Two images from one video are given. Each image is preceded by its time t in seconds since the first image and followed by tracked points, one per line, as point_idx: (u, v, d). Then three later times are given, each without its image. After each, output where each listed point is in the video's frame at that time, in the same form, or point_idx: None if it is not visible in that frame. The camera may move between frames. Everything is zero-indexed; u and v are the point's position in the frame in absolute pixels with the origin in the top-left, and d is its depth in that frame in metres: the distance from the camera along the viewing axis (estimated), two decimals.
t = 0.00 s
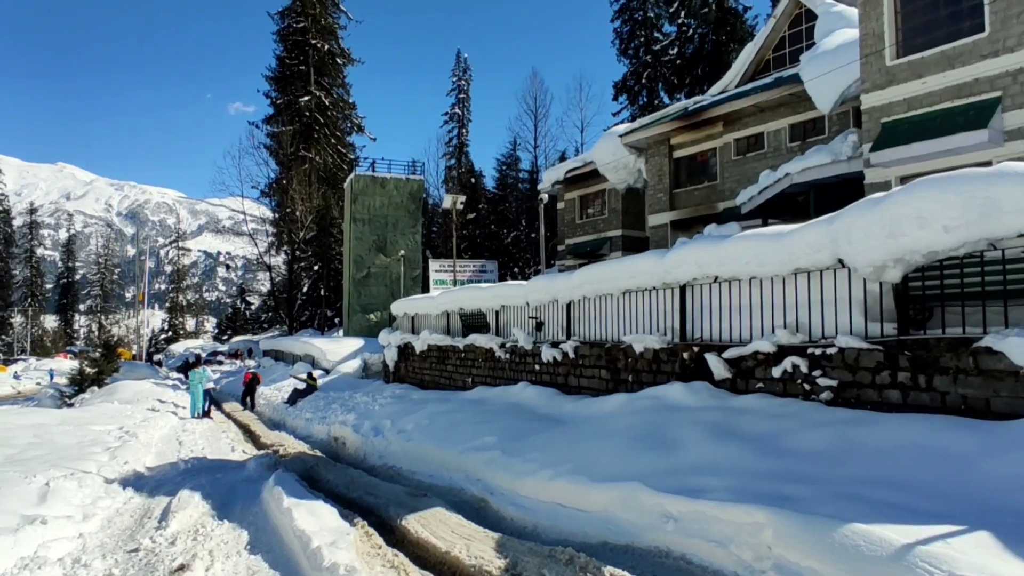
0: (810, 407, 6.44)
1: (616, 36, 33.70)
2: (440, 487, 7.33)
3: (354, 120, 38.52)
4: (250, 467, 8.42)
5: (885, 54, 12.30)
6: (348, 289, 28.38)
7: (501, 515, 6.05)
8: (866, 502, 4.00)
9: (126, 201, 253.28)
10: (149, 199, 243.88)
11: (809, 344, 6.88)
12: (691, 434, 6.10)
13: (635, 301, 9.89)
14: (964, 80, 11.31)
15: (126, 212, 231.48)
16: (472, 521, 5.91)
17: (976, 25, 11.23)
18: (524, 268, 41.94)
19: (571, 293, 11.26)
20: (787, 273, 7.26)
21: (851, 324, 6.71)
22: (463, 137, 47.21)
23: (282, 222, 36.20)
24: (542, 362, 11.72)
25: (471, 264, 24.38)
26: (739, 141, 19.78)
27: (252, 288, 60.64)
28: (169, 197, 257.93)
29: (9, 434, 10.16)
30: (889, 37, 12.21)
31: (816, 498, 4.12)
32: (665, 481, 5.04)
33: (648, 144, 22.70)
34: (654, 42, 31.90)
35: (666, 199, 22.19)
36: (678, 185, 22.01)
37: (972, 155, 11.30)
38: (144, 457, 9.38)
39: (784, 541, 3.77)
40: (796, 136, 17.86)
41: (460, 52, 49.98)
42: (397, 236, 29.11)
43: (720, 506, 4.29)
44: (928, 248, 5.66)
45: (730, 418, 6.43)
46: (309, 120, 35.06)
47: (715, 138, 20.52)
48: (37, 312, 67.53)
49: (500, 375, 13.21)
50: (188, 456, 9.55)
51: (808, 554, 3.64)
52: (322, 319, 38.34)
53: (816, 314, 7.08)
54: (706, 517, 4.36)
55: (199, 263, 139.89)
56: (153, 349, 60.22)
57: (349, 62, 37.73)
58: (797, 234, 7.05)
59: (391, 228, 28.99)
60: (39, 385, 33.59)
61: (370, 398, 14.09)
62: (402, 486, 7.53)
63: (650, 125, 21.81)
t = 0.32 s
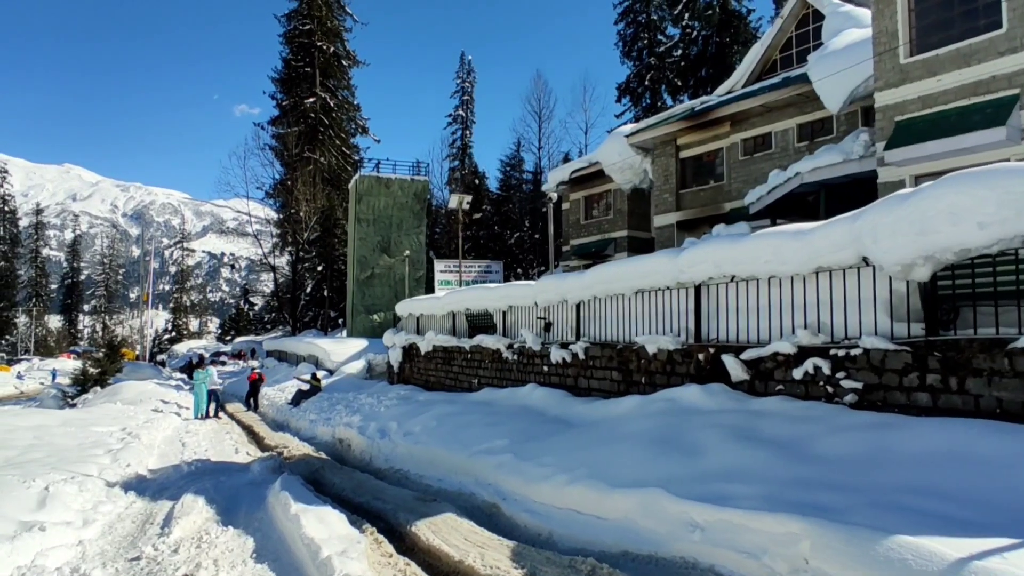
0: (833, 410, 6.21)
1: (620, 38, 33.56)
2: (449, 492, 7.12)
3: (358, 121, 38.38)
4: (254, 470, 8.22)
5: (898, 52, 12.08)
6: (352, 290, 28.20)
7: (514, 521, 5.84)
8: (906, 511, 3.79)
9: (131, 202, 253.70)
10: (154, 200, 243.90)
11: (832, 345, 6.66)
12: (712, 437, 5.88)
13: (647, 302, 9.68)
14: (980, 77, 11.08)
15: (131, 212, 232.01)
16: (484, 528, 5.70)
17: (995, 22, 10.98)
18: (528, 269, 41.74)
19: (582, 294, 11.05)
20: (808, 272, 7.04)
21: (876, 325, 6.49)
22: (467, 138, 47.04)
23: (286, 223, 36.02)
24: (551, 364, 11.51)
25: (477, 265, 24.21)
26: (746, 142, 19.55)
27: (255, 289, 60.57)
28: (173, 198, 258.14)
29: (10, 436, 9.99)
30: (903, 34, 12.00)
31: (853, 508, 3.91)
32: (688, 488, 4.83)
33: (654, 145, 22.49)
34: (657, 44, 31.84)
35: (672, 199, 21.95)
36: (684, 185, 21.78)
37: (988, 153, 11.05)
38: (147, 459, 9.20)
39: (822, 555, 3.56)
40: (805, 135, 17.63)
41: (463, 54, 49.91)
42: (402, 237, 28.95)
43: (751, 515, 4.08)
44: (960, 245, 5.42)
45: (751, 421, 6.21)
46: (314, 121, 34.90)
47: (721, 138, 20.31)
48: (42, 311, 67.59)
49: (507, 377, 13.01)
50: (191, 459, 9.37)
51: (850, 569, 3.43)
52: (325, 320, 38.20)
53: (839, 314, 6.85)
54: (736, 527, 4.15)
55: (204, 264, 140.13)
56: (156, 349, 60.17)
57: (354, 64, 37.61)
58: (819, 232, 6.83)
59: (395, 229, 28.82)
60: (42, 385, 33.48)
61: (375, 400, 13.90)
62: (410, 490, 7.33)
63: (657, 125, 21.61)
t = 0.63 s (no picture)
0: (859, 413, 5.98)
1: (621, 41, 33.39)
2: (457, 497, 6.90)
3: (360, 123, 38.21)
4: (257, 473, 8.01)
5: (912, 49, 11.84)
6: (354, 290, 27.98)
7: (527, 527, 5.61)
8: (951, 522, 3.57)
9: (133, 202, 253.76)
10: (156, 201, 244.13)
11: (856, 346, 6.43)
12: (733, 441, 5.66)
13: (659, 301, 9.44)
14: (997, 73, 10.83)
15: (134, 213, 232.36)
16: (497, 534, 5.49)
17: (1011, 18, 10.73)
18: (529, 270, 41.57)
19: (590, 293, 10.83)
20: (829, 270, 6.81)
21: (901, 325, 6.26)
22: (469, 140, 46.89)
23: (287, 223, 35.73)
24: (558, 364, 11.29)
25: (481, 265, 24.00)
26: (751, 141, 19.34)
27: (257, 289, 60.41)
28: (175, 198, 258.18)
29: (9, 437, 9.78)
30: (916, 31, 11.75)
31: (892, 518, 3.69)
32: (713, 495, 4.61)
33: (658, 145, 22.28)
34: (658, 46, 31.64)
35: (676, 200, 21.71)
36: (689, 185, 21.55)
37: (1002, 152, 10.82)
38: (147, 462, 8.99)
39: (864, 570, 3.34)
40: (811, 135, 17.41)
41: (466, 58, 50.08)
42: (404, 237, 28.77)
43: (783, 525, 3.87)
44: (993, 243, 5.19)
45: (772, 424, 5.99)
46: (317, 123, 34.75)
47: (726, 138, 20.11)
48: (44, 311, 67.40)
49: (513, 377, 12.80)
50: (193, 461, 9.15)
51: None
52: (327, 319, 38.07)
53: (862, 314, 6.63)
54: (768, 538, 3.93)
55: (205, 265, 140.18)
56: (158, 349, 60.02)
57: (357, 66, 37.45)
58: (842, 229, 6.59)
59: (398, 229, 28.66)
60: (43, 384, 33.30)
61: (379, 400, 13.70)
62: (419, 494, 7.11)
63: (660, 126, 21.41)
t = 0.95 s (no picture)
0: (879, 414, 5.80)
1: (619, 44, 33.28)
2: (463, 500, 6.72)
3: (360, 124, 38.05)
4: (258, 474, 7.83)
5: (919, 46, 11.66)
6: (355, 290, 27.81)
7: (537, 531, 5.43)
8: (989, 529, 3.40)
9: (134, 203, 253.47)
10: (156, 202, 244.25)
11: (875, 345, 6.25)
12: (750, 442, 5.48)
13: (667, 300, 9.26)
14: (1007, 70, 10.64)
15: (134, 214, 232.61)
16: (507, 539, 5.31)
17: (1020, 15, 10.57)
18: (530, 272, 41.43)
19: (597, 293, 10.64)
20: (846, 268, 6.63)
21: (922, 323, 6.08)
22: (468, 142, 46.72)
23: (287, 225, 35.47)
24: (564, 365, 11.11)
25: (483, 265, 23.82)
26: (753, 142, 19.18)
27: (257, 290, 60.24)
28: (176, 199, 258.13)
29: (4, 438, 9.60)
30: (924, 28, 11.57)
31: (929, 526, 3.51)
32: (733, 499, 4.44)
33: (659, 146, 22.12)
34: (656, 49, 31.69)
35: (678, 201, 21.52)
36: (691, 186, 21.38)
37: (1012, 151, 10.64)
38: (145, 463, 8.81)
39: None
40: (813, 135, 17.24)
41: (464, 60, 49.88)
42: (405, 238, 28.63)
43: (813, 533, 3.69)
44: (1019, 239, 5.01)
45: (790, 425, 5.81)
46: (317, 124, 34.63)
47: (728, 139, 19.95)
48: (45, 312, 67.25)
49: (517, 378, 12.63)
50: (192, 462, 8.97)
51: None
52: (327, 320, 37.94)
53: (881, 312, 6.45)
54: (796, 546, 3.76)
55: (206, 266, 140.16)
56: (159, 349, 59.86)
57: (356, 67, 37.30)
58: (860, 225, 6.41)
59: (399, 230, 28.51)
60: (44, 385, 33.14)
61: (381, 401, 13.54)
62: (424, 497, 6.94)
63: (662, 126, 21.25)
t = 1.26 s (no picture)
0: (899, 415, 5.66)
1: (615, 49, 33.16)
2: (472, 503, 6.58)
3: (359, 125, 37.89)
4: (261, 476, 7.68)
5: (926, 46, 11.51)
6: (356, 290, 27.66)
7: (551, 535, 5.29)
8: None
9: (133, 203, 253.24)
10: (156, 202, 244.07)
11: (895, 344, 6.10)
12: (772, 444, 5.35)
13: (677, 299, 9.11)
14: (1015, 69, 10.49)
15: (134, 214, 232.48)
16: (520, 543, 5.16)
17: None
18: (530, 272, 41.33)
19: (604, 292, 10.50)
20: (863, 266, 6.48)
21: (943, 322, 5.93)
22: (468, 142, 46.58)
23: (287, 225, 35.37)
24: (571, 364, 10.97)
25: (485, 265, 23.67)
26: (755, 142, 19.05)
27: (256, 290, 60.06)
28: (176, 199, 257.78)
29: (1, 439, 9.45)
30: (930, 28, 11.42)
31: (976, 532, 3.40)
32: (761, 504, 4.31)
33: (660, 146, 21.98)
34: (653, 53, 31.71)
35: (680, 201, 21.37)
36: (692, 186, 21.23)
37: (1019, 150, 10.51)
38: (145, 465, 8.65)
39: None
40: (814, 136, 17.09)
41: (462, 61, 49.78)
42: (405, 238, 28.51)
43: (849, 540, 3.58)
44: None
45: (810, 425, 5.67)
46: (316, 125, 34.48)
47: (728, 140, 19.82)
48: (44, 312, 66.99)
49: (522, 377, 12.50)
50: (193, 464, 8.82)
51: None
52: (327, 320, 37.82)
53: (900, 310, 6.30)
54: (831, 555, 3.63)
55: (206, 266, 140.01)
56: (158, 349, 59.64)
57: (355, 68, 37.14)
58: (879, 222, 6.26)
59: (399, 230, 28.38)
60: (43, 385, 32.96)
61: (385, 400, 13.40)
62: (431, 498, 6.80)
63: (664, 126, 21.11)
